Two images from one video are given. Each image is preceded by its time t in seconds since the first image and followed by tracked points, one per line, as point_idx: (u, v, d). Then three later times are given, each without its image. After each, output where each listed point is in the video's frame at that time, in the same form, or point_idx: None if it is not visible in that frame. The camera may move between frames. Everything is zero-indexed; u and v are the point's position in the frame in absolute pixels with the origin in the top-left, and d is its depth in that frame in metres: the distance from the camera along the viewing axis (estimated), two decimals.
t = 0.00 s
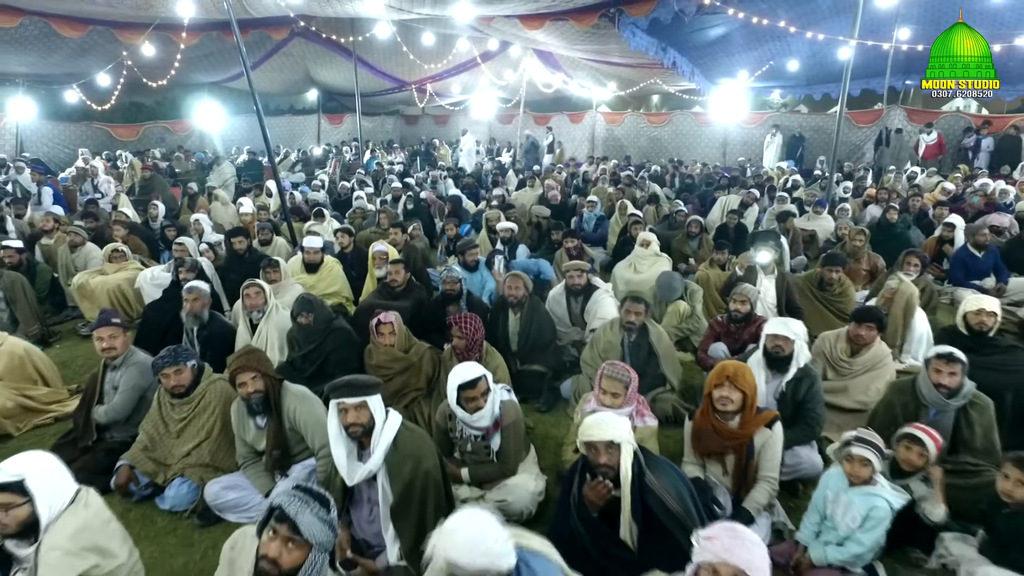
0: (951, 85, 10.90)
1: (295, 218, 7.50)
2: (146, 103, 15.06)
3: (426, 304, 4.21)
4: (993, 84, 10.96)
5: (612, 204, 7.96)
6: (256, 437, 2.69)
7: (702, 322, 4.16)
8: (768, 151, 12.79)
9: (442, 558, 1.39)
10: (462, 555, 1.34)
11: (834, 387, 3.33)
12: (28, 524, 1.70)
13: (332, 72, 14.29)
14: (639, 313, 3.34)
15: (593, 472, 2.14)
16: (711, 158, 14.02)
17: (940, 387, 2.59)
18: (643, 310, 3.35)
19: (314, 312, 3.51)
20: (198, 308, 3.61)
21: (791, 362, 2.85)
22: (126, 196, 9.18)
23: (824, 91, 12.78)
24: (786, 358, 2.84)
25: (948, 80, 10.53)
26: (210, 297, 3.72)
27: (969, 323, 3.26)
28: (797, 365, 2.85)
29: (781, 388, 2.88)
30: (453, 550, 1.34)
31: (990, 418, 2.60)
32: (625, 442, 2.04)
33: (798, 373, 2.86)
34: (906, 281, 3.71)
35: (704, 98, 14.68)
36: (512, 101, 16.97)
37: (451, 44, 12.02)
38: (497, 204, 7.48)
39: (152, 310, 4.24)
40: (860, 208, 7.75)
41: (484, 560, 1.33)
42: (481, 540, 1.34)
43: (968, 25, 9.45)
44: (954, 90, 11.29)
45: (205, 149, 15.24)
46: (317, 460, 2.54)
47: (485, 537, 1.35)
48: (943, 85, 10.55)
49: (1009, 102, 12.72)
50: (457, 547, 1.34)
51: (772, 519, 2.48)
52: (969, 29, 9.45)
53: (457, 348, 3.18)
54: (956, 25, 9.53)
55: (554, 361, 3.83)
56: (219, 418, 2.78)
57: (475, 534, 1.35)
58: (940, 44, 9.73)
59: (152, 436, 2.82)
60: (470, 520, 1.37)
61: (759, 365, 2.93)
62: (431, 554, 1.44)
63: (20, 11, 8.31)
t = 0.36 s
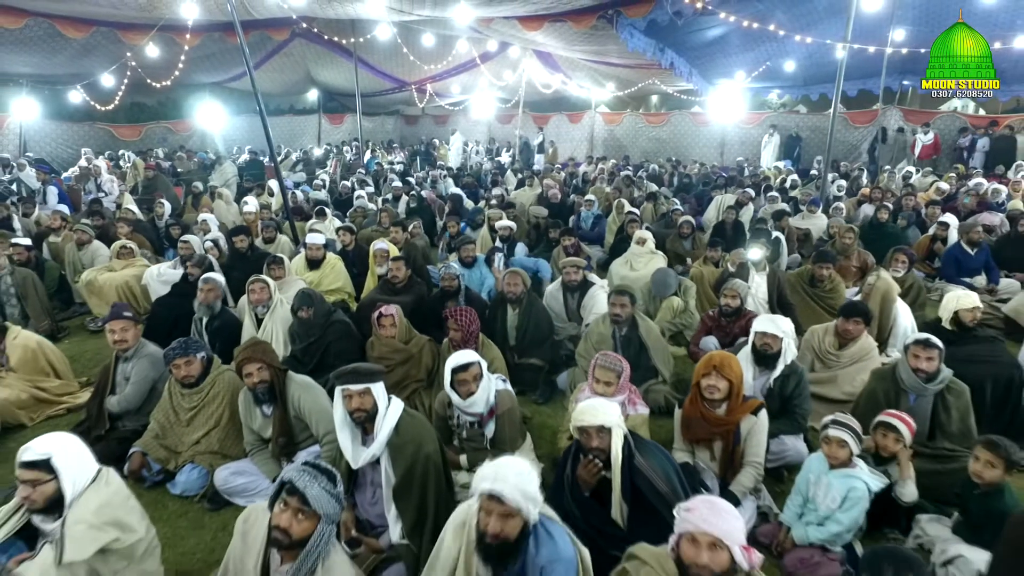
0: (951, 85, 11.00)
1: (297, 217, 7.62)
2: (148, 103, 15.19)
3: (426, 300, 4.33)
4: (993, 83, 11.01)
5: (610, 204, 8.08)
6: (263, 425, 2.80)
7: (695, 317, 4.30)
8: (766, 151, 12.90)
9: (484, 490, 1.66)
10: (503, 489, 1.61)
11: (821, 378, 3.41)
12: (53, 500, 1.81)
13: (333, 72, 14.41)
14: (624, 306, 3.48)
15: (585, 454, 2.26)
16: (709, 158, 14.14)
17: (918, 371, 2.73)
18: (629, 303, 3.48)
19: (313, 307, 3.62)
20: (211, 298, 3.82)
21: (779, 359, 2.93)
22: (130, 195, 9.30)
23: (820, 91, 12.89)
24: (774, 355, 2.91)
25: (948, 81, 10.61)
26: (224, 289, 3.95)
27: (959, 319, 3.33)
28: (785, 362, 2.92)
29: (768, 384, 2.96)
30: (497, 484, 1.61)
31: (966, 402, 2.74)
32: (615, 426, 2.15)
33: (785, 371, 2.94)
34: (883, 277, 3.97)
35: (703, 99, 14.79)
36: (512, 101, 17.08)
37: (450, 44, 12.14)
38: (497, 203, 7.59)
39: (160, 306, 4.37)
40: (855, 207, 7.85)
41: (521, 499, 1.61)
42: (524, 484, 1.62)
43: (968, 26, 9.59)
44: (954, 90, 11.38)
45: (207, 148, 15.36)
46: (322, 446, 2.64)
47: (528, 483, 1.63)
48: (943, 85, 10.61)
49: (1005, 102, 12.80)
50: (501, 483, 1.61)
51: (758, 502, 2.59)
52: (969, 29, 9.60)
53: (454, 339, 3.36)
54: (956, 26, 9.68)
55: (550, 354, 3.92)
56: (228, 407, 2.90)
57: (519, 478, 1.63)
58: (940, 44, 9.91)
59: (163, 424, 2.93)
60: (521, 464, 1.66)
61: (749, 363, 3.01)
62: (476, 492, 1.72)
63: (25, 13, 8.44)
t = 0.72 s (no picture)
0: (951, 85, 10.74)
1: (299, 216, 7.74)
2: (150, 104, 15.31)
3: (427, 296, 4.44)
4: (994, 83, 10.98)
5: (608, 203, 8.19)
6: (270, 414, 2.91)
7: (690, 312, 4.37)
8: (764, 150, 13.00)
9: (505, 451, 1.84)
10: (524, 446, 1.82)
11: (811, 371, 3.52)
12: (82, 478, 1.94)
13: (334, 73, 14.53)
14: (615, 300, 3.59)
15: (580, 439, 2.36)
16: (707, 158, 14.26)
17: (900, 360, 2.85)
18: (620, 297, 3.59)
19: (327, 300, 3.72)
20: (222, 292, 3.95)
21: (772, 357, 2.99)
22: (133, 194, 9.41)
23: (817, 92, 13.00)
24: (767, 353, 2.99)
25: (948, 81, 10.40)
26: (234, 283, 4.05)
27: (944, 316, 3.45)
28: (776, 360, 3.00)
29: (761, 379, 3.04)
30: (520, 441, 1.81)
31: (947, 391, 2.87)
32: (606, 413, 2.27)
33: (777, 367, 3.03)
34: (869, 273, 4.11)
35: (701, 99, 14.90)
36: (511, 102, 17.19)
37: (450, 45, 12.26)
38: (496, 202, 7.71)
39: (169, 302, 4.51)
40: (850, 206, 7.94)
41: (540, 458, 1.81)
42: (543, 444, 1.83)
43: (968, 25, 9.65)
44: (955, 89, 11.38)
45: (209, 148, 15.49)
46: (329, 434, 2.81)
47: (546, 445, 1.84)
48: (942, 86, 10.41)
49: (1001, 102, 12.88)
50: (523, 440, 1.82)
51: (746, 487, 2.69)
52: (969, 29, 9.68)
53: (452, 332, 3.49)
54: (955, 26, 9.74)
55: (548, 349, 4.03)
56: (236, 398, 3.01)
57: (538, 441, 1.84)
58: (940, 44, 9.96)
59: (174, 414, 3.04)
60: (540, 429, 1.86)
61: (741, 362, 3.08)
62: (495, 454, 1.89)
63: (29, 15, 8.55)
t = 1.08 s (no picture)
0: (951, 85, 10.69)
1: (302, 215, 7.85)
2: (152, 104, 15.42)
3: (429, 292, 4.55)
4: (994, 83, 10.81)
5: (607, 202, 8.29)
6: (280, 403, 3.03)
7: (685, 308, 4.51)
8: (762, 150, 13.10)
9: (516, 415, 2.04)
10: (533, 411, 2.02)
11: (800, 363, 3.64)
12: (111, 459, 2.09)
13: (334, 73, 14.62)
14: (617, 295, 3.70)
15: (577, 426, 2.47)
16: (706, 158, 14.36)
17: (886, 355, 2.93)
18: (621, 292, 3.71)
19: (341, 293, 3.88)
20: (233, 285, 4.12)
21: (763, 346, 3.12)
22: (137, 193, 9.52)
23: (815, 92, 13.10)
24: (758, 343, 3.11)
25: (948, 81, 10.28)
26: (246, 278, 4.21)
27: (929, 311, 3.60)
28: (768, 349, 3.12)
29: (752, 368, 3.17)
30: (529, 406, 2.02)
31: (932, 385, 2.95)
32: (603, 400, 2.38)
33: (768, 356, 3.14)
34: (861, 269, 4.19)
35: (700, 99, 15.00)
36: (512, 102, 17.30)
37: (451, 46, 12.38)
38: (496, 201, 7.82)
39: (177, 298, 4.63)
40: (846, 204, 8.04)
41: (547, 421, 2.01)
42: (550, 411, 2.03)
43: (968, 25, 9.63)
44: (956, 89, 11.13)
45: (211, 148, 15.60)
46: (338, 421, 2.95)
47: (552, 412, 2.05)
48: (942, 86, 10.32)
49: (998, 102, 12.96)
50: (532, 405, 2.02)
51: (737, 473, 2.79)
52: (969, 29, 9.63)
53: (456, 326, 3.61)
54: (956, 26, 9.72)
55: (546, 342, 4.14)
56: (247, 389, 3.13)
57: (545, 408, 2.05)
58: (940, 44, 9.88)
59: (186, 404, 3.16)
60: (546, 398, 2.07)
61: (733, 350, 3.22)
62: (504, 424, 2.08)
63: (34, 15, 8.66)
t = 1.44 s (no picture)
0: (951, 85, 10.85)
1: (304, 213, 7.96)
2: (154, 104, 15.53)
3: (431, 288, 4.66)
4: (995, 84, 10.90)
5: (605, 201, 8.40)
6: (287, 393, 3.14)
7: (680, 303, 4.65)
8: (760, 150, 13.21)
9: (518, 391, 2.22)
10: (533, 388, 2.20)
11: (790, 356, 3.76)
12: (131, 442, 2.20)
13: (336, 73, 14.72)
14: (622, 292, 3.82)
15: (574, 414, 2.57)
16: (704, 158, 14.48)
17: (871, 350, 3.04)
18: (625, 289, 3.82)
19: (342, 289, 3.98)
20: (240, 282, 4.24)
21: (753, 332, 3.28)
22: (141, 192, 9.63)
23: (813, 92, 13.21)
24: (749, 328, 3.28)
25: (948, 81, 10.38)
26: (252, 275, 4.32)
27: (914, 303, 3.72)
28: (758, 336, 3.28)
29: (743, 355, 3.31)
30: (530, 382, 2.20)
31: (916, 377, 3.05)
32: (600, 388, 2.50)
33: (758, 343, 3.28)
34: (852, 265, 4.30)
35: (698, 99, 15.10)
36: (511, 102, 17.39)
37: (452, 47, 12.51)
38: (497, 200, 7.93)
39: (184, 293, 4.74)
40: (842, 202, 8.14)
41: (546, 396, 2.19)
42: (549, 387, 2.22)
43: (968, 25, 9.70)
44: (955, 89, 11.26)
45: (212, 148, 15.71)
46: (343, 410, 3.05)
47: (551, 390, 2.22)
48: (942, 86, 10.45)
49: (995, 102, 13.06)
50: (533, 382, 2.20)
51: (728, 459, 2.89)
52: (969, 29, 9.69)
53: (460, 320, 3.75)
54: (955, 26, 9.78)
55: (545, 336, 4.25)
56: (254, 380, 3.23)
57: (543, 384, 2.23)
58: (940, 44, 9.96)
59: (197, 394, 3.27)
60: (545, 378, 2.25)
61: (726, 338, 3.36)
62: (507, 402, 2.24)
63: (40, 16, 8.77)
